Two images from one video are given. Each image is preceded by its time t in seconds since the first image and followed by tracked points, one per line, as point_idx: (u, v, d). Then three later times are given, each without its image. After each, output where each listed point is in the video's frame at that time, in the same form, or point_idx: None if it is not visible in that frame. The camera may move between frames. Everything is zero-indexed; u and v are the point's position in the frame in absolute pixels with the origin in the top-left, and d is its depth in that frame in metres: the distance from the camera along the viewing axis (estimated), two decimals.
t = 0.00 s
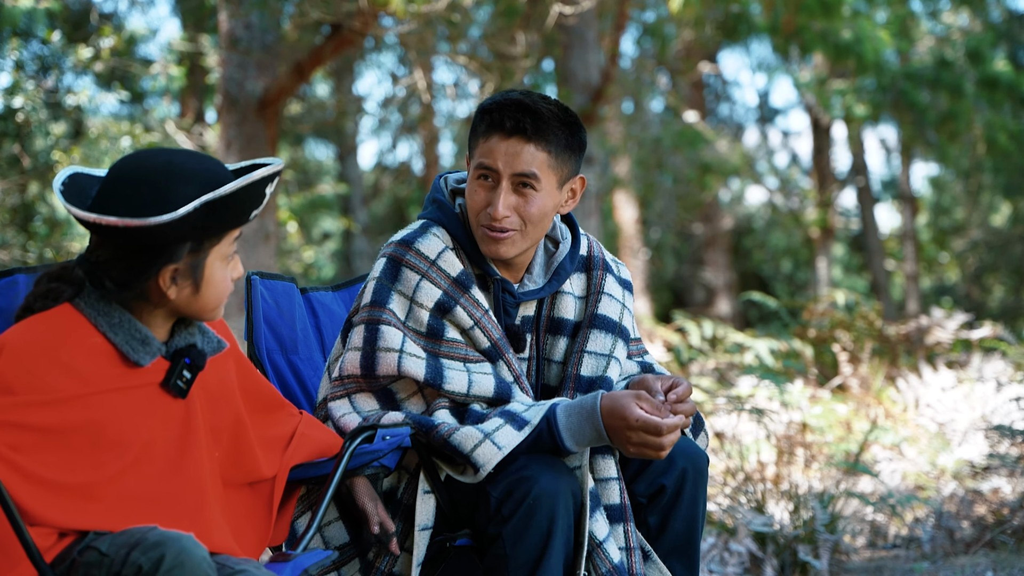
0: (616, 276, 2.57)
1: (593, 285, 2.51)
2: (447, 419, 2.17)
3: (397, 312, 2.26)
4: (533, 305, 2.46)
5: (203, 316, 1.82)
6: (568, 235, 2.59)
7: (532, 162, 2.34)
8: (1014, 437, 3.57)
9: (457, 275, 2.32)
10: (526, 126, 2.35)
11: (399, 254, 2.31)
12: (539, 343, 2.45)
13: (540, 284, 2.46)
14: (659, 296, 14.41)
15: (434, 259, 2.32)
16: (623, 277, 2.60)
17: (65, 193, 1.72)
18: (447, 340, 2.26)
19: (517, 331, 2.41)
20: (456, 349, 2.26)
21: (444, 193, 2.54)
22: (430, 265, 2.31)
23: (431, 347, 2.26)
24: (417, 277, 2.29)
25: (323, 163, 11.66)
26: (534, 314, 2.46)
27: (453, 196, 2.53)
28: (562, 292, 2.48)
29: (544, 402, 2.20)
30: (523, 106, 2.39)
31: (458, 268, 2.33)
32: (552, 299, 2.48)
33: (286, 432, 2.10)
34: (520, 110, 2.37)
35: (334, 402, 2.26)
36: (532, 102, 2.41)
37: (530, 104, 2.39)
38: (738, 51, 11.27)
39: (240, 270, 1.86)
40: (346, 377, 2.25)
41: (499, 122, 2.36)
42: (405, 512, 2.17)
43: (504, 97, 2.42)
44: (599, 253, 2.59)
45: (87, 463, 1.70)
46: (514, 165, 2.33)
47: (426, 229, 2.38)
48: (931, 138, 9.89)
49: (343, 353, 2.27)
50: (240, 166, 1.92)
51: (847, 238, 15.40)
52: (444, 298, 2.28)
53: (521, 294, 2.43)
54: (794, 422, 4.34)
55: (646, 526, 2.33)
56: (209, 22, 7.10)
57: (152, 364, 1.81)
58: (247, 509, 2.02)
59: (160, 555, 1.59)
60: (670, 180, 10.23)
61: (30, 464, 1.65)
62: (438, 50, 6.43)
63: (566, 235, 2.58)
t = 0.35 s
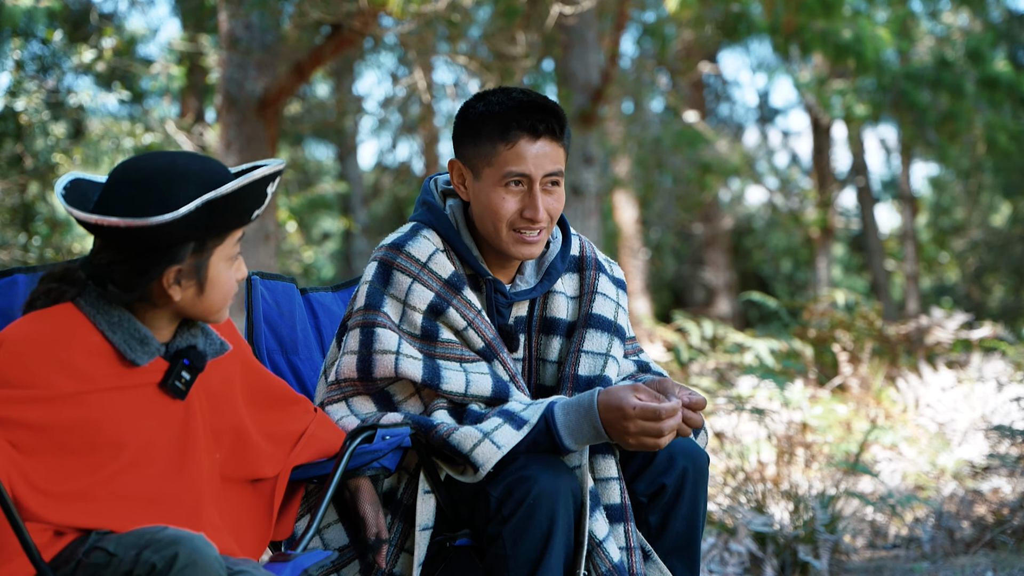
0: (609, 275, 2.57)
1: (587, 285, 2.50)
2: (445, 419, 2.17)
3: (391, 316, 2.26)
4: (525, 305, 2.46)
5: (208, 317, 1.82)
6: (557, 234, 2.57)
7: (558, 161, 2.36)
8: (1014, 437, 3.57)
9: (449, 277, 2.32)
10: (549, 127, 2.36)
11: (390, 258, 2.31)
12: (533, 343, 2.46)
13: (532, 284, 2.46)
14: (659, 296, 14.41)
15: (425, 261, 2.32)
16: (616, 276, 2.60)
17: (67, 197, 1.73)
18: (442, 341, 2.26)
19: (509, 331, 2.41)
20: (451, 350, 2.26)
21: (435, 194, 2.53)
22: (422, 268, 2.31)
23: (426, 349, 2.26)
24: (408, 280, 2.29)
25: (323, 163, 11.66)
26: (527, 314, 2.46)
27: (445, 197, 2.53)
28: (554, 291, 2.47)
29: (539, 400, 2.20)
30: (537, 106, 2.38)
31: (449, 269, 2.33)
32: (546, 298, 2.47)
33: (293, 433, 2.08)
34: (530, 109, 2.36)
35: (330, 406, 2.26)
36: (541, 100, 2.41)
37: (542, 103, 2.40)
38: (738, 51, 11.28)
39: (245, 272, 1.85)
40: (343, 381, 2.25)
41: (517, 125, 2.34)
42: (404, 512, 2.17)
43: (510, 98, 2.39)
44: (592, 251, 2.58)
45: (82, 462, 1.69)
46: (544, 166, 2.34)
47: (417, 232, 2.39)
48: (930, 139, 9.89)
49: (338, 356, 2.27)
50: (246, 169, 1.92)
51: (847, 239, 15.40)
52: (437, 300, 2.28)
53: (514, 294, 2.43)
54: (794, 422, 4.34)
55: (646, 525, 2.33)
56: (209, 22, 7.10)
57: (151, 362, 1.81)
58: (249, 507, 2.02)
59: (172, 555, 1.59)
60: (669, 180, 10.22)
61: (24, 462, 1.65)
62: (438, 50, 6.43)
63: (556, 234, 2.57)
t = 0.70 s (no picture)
0: (609, 275, 2.57)
1: (587, 285, 2.50)
2: (441, 422, 2.17)
3: (388, 318, 2.26)
4: (524, 306, 2.46)
5: (206, 321, 1.81)
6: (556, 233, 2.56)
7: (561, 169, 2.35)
8: (1014, 437, 3.57)
9: (447, 278, 2.32)
10: (554, 137, 2.35)
11: (388, 260, 2.31)
12: (532, 343, 2.46)
13: (531, 286, 2.45)
14: (659, 296, 14.40)
15: (422, 263, 2.32)
16: (616, 275, 2.59)
17: (69, 192, 1.75)
18: (439, 343, 2.26)
19: (506, 330, 2.40)
20: (448, 352, 2.26)
21: (433, 195, 2.53)
22: (419, 270, 2.31)
23: (423, 352, 2.25)
24: (406, 283, 2.29)
25: (323, 163, 11.66)
26: (526, 314, 2.46)
27: (442, 198, 2.52)
28: (552, 292, 2.47)
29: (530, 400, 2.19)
30: (543, 114, 2.37)
31: (447, 271, 2.33)
32: (544, 299, 2.47)
33: (299, 435, 2.07)
34: (535, 118, 2.35)
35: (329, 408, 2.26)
36: (546, 106, 2.39)
37: (547, 110, 2.38)
38: (738, 51, 11.28)
39: (246, 278, 1.84)
40: (339, 383, 2.25)
41: (523, 134, 2.32)
42: (404, 513, 2.17)
43: (516, 106, 2.38)
44: (591, 252, 2.58)
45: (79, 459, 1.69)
46: (548, 175, 2.32)
47: (414, 234, 2.39)
48: (931, 138, 9.88)
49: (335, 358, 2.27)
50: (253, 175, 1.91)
51: (847, 239, 15.40)
52: (434, 302, 2.28)
53: (512, 295, 2.43)
54: (794, 422, 4.34)
55: (647, 525, 2.32)
56: (209, 22, 7.09)
57: (150, 361, 1.81)
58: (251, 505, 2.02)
59: (157, 556, 1.59)
60: (670, 179, 10.22)
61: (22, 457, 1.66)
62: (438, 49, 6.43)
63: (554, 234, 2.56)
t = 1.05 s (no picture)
0: (611, 276, 2.57)
1: (588, 286, 2.50)
2: (441, 423, 2.17)
3: (389, 318, 2.26)
4: (525, 307, 2.46)
5: (211, 323, 1.81)
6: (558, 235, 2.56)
7: (566, 174, 2.35)
8: (1014, 437, 3.57)
9: (448, 278, 2.32)
10: (560, 142, 2.35)
11: (389, 260, 2.31)
12: (533, 344, 2.46)
13: (532, 286, 2.45)
14: (659, 296, 14.39)
15: (424, 263, 2.32)
16: (618, 276, 2.60)
17: (77, 192, 1.74)
18: (440, 344, 2.26)
19: (508, 332, 2.41)
20: (448, 353, 2.26)
21: (435, 195, 2.53)
22: (421, 270, 2.31)
23: (424, 352, 2.25)
24: (407, 282, 2.29)
25: (323, 163, 11.66)
26: (527, 315, 2.47)
27: (444, 199, 2.52)
28: (553, 293, 2.48)
29: (529, 401, 2.19)
30: (549, 118, 2.37)
31: (448, 271, 2.33)
32: (545, 300, 2.48)
33: (299, 437, 2.06)
34: (542, 123, 2.35)
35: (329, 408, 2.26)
36: (552, 110, 2.39)
37: (553, 115, 2.38)
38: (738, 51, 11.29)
39: (251, 280, 1.84)
40: (340, 383, 2.25)
41: (529, 139, 2.32)
42: (404, 513, 2.18)
43: (522, 110, 2.38)
44: (593, 253, 2.58)
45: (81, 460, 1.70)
46: (552, 180, 2.33)
47: (416, 234, 2.39)
48: (931, 138, 9.87)
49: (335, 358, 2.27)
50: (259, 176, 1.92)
51: (847, 239, 15.40)
52: (435, 302, 2.28)
53: (513, 295, 2.43)
54: (794, 422, 4.35)
55: (647, 525, 2.32)
56: (209, 22, 7.08)
57: (154, 363, 1.81)
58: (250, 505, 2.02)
59: (160, 555, 1.59)
60: (670, 179, 10.22)
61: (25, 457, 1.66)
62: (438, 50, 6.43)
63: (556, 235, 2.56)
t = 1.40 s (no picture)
0: (611, 275, 2.57)
1: (588, 286, 2.50)
2: (440, 423, 2.17)
3: (388, 318, 2.26)
4: (524, 307, 2.46)
5: (213, 323, 1.81)
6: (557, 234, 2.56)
7: (562, 174, 2.35)
8: (1014, 437, 3.57)
9: (448, 278, 2.32)
10: (557, 141, 2.35)
11: (389, 260, 2.31)
12: (533, 344, 2.46)
13: (531, 286, 2.45)
14: (659, 296, 14.38)
15: (423, 263, 2.32)
16: (618, 276, 2.60)
17: (74, 198, 1.73)
18: (440, 343, 2.26)
19: (508, 332, 2.40)
20: (448, 353, 2.26)
21: (434, 195, 2.53)
22: (420, 270, 2.31)
23: (424, 352, 2.25)
24: (407, 282, 2.28)
25: (323, 163, 11.65)
26: (526, 315, 2.46)
27: (443, 199, 2.53)
28: (553, 293, 2.47)
29: (529, 401, 2.19)
30: (546, 118, 2.37)
31: (448, 271, 2.33)
32: (544, 300, 2.47)
33: (298, 437, 2.06)
34: (539, 122, 2.35)
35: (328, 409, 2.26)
36: (549, 110, 2.39)
37: (550, 115, 2.38)
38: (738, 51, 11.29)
39: (252, 279, 1.85)
40: (339, 383, 2.25)
41: (525, 138, 2.32)
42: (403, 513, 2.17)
43: (519, 109, 2.38)
44: (593, 252, 2.58)
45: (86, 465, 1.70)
46: (549, 179, 2.32)
47: (415, 234, 2.39)
48: (931, 138, 9.86)
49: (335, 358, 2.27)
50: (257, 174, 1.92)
51: (848, 239, 15.40)
52: (434, 302, 2.28)
53: (513, 295, 2.43)
54: (794, 422, 4.35)
55: (647, 525, 2.32)
56: (208, 22, 7.07)
57: (157, 367, 1.81)
58: (251, 505, 2.02)
59: (161, 555, 1.58)
60: (670, 179, 10.21)
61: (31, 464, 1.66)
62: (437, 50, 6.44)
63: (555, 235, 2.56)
